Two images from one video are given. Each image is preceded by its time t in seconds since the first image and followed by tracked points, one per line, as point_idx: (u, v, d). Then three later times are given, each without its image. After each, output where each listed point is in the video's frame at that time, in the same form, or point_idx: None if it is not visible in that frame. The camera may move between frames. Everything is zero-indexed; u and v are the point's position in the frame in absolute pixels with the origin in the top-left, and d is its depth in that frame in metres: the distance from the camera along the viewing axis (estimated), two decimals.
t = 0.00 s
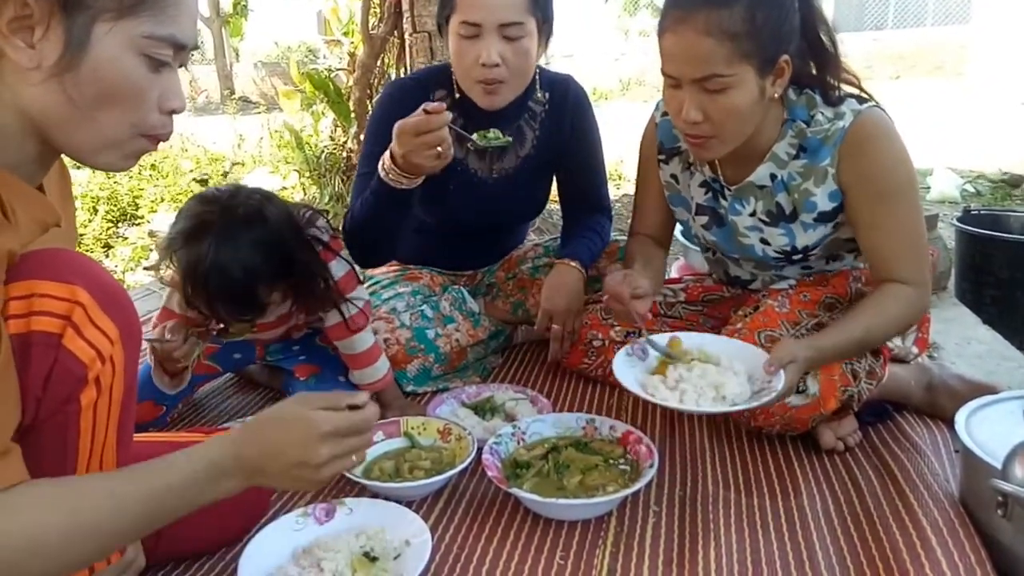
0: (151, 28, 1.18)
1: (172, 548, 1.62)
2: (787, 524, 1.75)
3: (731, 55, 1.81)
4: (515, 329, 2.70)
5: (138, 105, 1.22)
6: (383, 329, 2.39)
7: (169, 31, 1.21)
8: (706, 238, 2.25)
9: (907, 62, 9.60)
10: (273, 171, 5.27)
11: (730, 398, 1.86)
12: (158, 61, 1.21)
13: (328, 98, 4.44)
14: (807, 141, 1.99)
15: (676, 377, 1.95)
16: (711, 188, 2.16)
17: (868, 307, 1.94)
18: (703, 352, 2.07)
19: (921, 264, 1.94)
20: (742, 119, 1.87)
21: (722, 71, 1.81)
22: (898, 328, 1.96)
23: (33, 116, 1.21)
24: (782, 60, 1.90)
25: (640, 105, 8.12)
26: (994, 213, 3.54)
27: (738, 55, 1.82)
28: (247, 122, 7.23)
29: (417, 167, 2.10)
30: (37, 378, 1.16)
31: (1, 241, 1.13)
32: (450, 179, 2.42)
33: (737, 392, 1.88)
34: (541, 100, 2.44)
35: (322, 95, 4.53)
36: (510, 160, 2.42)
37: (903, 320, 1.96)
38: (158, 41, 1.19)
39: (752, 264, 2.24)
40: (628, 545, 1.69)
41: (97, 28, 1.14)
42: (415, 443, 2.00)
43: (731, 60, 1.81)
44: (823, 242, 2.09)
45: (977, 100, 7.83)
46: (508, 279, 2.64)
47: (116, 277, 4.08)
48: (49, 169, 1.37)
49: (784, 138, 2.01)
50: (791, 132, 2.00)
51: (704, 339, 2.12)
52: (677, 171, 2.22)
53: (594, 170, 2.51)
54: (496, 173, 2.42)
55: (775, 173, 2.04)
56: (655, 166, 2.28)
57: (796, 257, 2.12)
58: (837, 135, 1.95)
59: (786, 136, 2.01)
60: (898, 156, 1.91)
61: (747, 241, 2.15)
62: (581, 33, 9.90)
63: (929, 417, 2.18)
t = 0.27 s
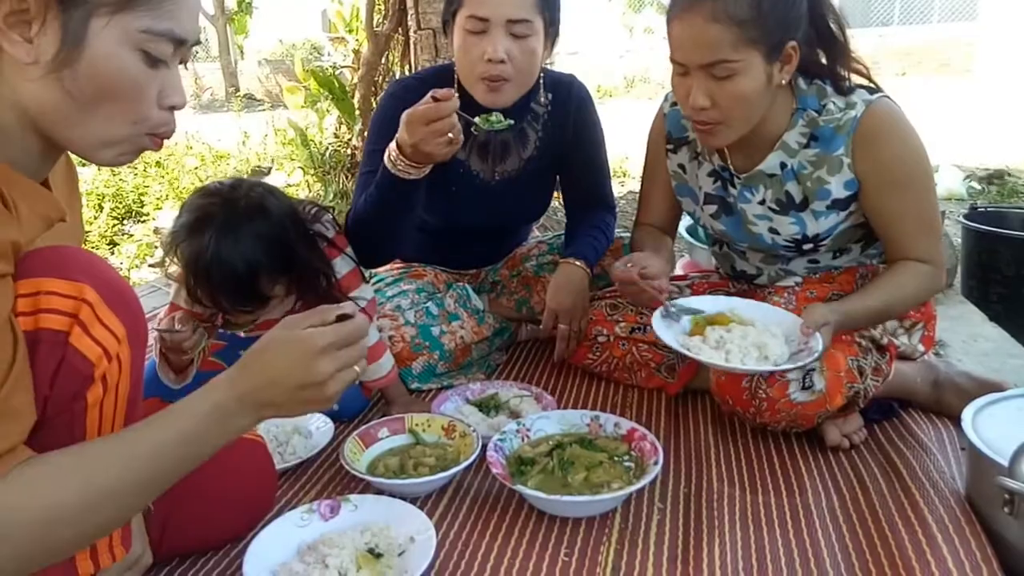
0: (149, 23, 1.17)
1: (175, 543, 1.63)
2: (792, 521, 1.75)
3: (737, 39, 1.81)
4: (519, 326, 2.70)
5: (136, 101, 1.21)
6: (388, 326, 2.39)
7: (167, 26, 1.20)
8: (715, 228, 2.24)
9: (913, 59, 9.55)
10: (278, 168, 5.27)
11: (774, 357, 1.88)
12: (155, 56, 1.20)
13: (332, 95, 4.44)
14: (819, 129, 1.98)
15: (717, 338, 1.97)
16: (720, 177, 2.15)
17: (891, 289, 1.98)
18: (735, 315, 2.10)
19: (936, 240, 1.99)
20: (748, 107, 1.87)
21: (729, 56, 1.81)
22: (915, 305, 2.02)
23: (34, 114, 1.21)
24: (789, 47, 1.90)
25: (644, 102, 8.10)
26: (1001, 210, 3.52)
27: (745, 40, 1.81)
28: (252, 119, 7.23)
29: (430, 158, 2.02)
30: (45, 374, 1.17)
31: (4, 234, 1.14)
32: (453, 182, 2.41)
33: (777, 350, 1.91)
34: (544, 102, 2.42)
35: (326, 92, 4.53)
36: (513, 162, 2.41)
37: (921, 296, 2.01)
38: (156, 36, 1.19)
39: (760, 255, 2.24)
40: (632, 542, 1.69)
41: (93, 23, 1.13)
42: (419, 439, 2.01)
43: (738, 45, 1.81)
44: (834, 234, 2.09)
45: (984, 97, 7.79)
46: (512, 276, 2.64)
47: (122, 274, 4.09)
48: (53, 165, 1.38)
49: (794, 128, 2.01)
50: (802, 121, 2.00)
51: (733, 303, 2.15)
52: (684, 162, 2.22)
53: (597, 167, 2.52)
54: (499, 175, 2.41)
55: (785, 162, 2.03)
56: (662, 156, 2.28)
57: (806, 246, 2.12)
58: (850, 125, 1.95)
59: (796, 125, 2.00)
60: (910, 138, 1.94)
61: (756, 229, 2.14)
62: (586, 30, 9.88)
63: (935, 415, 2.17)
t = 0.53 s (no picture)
0: (158, 11, 1.17)
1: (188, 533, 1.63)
2: (801, 508, 1.75)
3: (754, 21, 1.78)
4: (528, 313, 2.70)
5: (144, 87, 1.20)
6: (398, 313, 2.40)
7: (175, 14, 1.19)
8: (730, 215, 2.21)
9: (927, 44, 9.42)
10: (287, 155, 5.27)
11: (808, 327, 1.92)
12: (163, 44, 1.20)
13: (341, 82, 4.43)
14: (836, 114, 1.97)
15: (752, 311, 1.99)
16: (734, 164, 2.13)
17: (910, 270, 2.01)
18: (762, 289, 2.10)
19: (955, 218, 2.01)
20: (763, 91, 1.86)
21: (746, 39, 1.79)
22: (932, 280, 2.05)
23: (45, 100, 1.21)
24: (807, 30, 1.88)
25: (654, 89, 8.03)
26: (1015, 198, 3.47)
27: (761, 22, 1.79)
28: (261, 106, 7.23)
29: (462, 117, 1.99)
30: (62, 355, 1.18)
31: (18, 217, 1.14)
32: (458, 171, 2.40)
33: (808, 320, 1.94)
34: (552, 93, 2.40)
35: (335, 79, 4.52)
36: (519, 156, 2.39)
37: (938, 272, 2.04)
38: (164, 24, 1.18)
39: (772, 242, 2.23)
40: (640, 528, 1.69)
41: (100, 11, 1.13)
42: (429, 425, 2.02)
43: (754, 27, 1.79)
44: (851, 219, 2.07)
45: (999, 83, 7.68)
46: (520, 264, 2.63)
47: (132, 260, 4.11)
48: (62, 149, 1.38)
49: (810, 112, 1.99)
50: (818, 106, 1.98)
51: (757, 275, 2.14)
52: (696, 148, 2.20)
53: (606, 157, 2.49)
54: (504, 168, 2.40)
55: (801, 147, 2.01)
56: (673, 143, 2.26)
57: (825, 232, 2.10)
58: (867, 110, 1.94)
59: (812, 110, 1.99)
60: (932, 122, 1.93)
61: (772, 215, 2.12)
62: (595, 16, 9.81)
63: (946, 403, 2.16)
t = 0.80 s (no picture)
0: (176, 8, 1.17)
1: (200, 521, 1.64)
2: (808, 496, 1.75)
3: (764, 10, 1.77)
4: (534, 302, 2.70)
5: (157, 84, 1.21)
6: (404, 303, 2.39)
7: (192, 12, 1.19)
8: (738, 207, 2.21)
9: (936, 30, 9.33)
10: (292, 143, 5.27)
11: (816, 313, 1.92)
12: (178, 42, 1.20)
13: (346, 70, 4.42)
14: (845, 102, 1.96)
15: (760, 298, 1.99)
16: (741, 155, 2.12)
17: (916, 260, 2.01)
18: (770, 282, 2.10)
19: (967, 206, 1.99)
20: (771, 81, 1.85)
21: (755, 27, 1.78)
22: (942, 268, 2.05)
23: (60, 93, 1.21)
24: (818, 18, 1.87)
25: (660, 76, 7.98)
26: None
27: (771, 11, 1.77)
28: (266, 94, 7.22)
29: (467, 99, 1.98)
30: (71, 343, 1.19)
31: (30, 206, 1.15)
32: (461, 167, 2.39)
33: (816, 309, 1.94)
34: (558, 89, 2.39)
35: (340, 67, 4.51)
36: (524, 151, 2.38)
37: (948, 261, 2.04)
38: (179, 21, 1.18)
39: (780, 232, 2.22)
40: (646, 515, 1.70)
41: (118, 7, 1.13)
42: (436, 412, 2.02)
43: (764, 15, 1.77)
44: (861, 208, 2.06)
45: (1009, 70, 7.61)
46: (526, 253, 2.63)
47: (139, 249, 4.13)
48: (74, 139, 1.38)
49: (818, 102, 1.98)
50: (826, 94, 1.97)
51: (760, 271, 2.15)
52: (702, 141, 2.18)
53: (612, 151, 2.48)
54: (509, 164, 2.39)
55: (809, 137, 2.00)
56: (677, 138, 2.23)
57: (835, 221, 2.09)
58: (876, 99, 1.93)
59: (821, 99, 1.97)
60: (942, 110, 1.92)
61: (782, 207, 2.11)
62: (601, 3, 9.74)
63: (953, 390, 2.16)
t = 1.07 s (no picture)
0: None
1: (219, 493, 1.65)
2: (821, 483, 1.75)
3: None
4: (549, 287, 2.69)
5: (181, 66, 1.21)
6: (420, 287, 2.41)
7: None
8: (757, 194, 2.19)
9: (961, 17, 9.16)
10: (308, 126, 5.28)
11: (830, 303, 1.91)
12: (203, 24, 1.20)
13: (362, 53, 4.41)
14: (867, 88, 1.93)
15: (773, 290, 1.98)
16: (760, 142, 2.10)
17: (937, 251, 2.00)
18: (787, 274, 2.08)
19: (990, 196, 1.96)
20: (790, 67, 1.82)
21: (776, 13, 1.75)
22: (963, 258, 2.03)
23: (87, 75, 1.21)
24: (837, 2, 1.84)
25: (678, 61, 7.90)
26: None
27: None
28: (282, 77, 7.22)
29: (473, 74, 1.93)
30: (92, 318, 1.21)
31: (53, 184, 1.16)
32: (476, 149, 2.38)
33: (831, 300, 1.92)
34: (574, 70, 2.38)
35: (356, 49, 4.50)
36: (538, 133, 2.36)
37: (968, 251, 2.02)
38: (205, 4, 1.18)
39: (798, 219, 2.20)
40: (659, 499, 1.71)
41: None
42: (449, 394, 2.03)
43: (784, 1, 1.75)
44: (882, 195, 2.04)
45: None
46: (541, 237, 2.63)
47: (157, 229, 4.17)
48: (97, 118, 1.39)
49: (840, 86, 1.95)
50: (848, 80, 1.94)
51: (778, 261, 2.13)
52: (721, 128, 2.16)
53: (629, 134, 2.45)
54: (524, 146, 2.37)
55: (830, 123, 1.98)
56: (694, 124, 2.21)
57: (856, 209, 2.07)
58: (899, 83, 1.90)
59: (842, 84, 1.95)
60: (967, 97, 1.89)
61: (802, 194, 2.09)
62: None
63: (971, 380, 2.14)
